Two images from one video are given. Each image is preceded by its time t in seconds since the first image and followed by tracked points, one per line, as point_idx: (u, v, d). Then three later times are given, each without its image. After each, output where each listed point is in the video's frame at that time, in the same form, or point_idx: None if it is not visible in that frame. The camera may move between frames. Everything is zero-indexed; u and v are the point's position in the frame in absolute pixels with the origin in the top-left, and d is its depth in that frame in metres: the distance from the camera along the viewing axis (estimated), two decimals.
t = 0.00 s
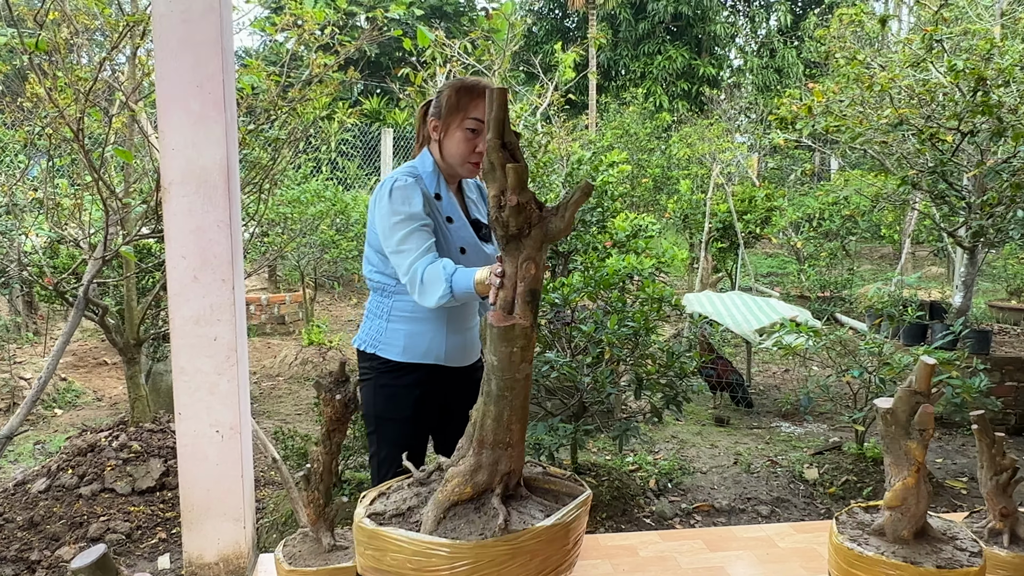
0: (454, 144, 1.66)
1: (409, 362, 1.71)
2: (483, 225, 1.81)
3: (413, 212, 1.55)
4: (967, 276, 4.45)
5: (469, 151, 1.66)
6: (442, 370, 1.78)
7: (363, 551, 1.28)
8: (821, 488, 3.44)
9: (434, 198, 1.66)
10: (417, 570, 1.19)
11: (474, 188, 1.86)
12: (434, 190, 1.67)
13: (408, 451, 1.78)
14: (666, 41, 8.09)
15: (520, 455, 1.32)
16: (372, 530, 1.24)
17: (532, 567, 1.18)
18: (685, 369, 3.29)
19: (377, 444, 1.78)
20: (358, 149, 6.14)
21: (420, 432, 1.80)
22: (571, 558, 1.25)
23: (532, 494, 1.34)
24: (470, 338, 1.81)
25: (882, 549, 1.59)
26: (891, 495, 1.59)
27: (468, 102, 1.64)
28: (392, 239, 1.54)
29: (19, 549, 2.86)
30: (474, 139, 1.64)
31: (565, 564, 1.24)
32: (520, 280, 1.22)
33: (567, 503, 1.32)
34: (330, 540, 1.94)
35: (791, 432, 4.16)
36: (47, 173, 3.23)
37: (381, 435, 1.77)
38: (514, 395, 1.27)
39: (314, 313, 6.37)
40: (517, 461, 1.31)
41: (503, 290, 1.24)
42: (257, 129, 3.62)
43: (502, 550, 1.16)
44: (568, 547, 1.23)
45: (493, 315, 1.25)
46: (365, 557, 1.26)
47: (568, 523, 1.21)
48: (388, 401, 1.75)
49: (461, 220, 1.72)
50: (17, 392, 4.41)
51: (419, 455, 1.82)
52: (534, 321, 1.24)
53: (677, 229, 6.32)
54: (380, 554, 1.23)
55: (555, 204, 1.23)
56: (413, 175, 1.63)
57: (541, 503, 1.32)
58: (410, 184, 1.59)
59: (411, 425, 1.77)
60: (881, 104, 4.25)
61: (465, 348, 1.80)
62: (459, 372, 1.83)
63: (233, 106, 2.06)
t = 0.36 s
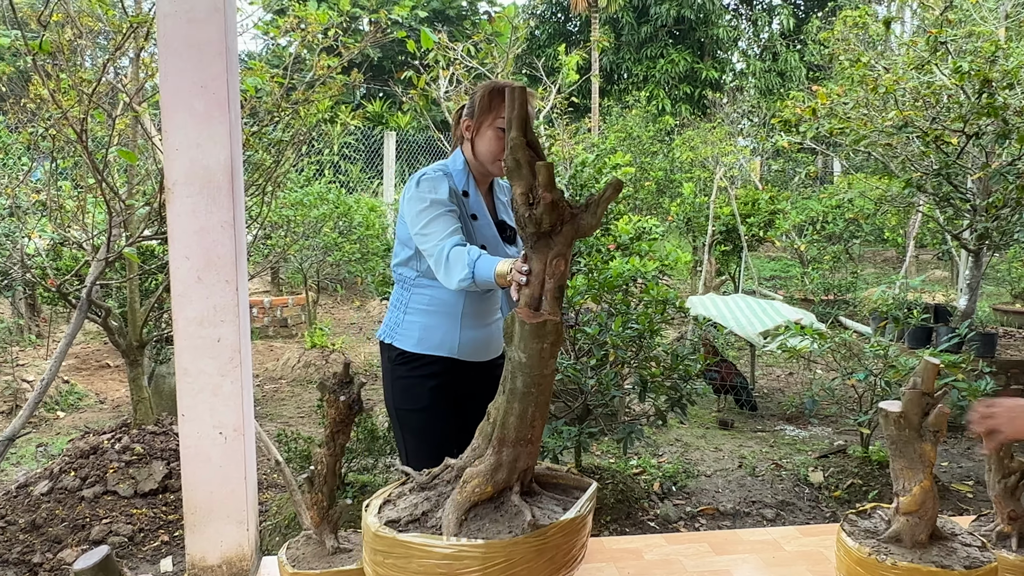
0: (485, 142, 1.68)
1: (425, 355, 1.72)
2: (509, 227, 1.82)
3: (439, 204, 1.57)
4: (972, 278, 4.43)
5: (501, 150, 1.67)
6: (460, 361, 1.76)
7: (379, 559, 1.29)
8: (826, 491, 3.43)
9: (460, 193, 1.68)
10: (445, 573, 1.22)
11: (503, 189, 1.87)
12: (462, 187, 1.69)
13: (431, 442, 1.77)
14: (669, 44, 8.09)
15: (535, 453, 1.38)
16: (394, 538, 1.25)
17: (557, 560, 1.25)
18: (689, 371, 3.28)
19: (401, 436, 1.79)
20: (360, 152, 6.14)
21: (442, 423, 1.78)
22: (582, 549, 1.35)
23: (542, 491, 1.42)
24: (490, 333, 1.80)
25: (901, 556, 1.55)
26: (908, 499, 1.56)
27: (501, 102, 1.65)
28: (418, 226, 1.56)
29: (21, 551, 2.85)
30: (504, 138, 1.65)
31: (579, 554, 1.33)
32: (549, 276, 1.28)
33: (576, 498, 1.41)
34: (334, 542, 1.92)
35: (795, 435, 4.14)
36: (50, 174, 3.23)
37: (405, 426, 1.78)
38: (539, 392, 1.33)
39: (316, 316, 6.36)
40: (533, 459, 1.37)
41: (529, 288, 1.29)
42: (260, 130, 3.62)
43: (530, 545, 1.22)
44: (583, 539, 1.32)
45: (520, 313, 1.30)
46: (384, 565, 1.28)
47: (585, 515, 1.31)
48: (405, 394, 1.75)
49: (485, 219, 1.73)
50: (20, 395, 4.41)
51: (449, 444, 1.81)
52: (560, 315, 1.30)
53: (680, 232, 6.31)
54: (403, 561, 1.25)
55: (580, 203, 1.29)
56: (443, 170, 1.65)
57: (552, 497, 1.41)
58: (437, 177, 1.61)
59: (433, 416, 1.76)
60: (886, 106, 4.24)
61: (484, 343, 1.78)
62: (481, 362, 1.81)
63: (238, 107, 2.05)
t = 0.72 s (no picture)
0: (492, 140, 1.68)
1: (436, 355, 1.72)
2: (518, 224, 1.83)
3: (449, 203, 1.57)
4: (979, 280, 4.42)
5: (508, 146, 1.67)
6: (471, 360, 1.76)
7: (405, 562, 1.26)
8: (832, 492, 3.42)
9: (469, 192, 1.68)
10: (480, 569, 1.22)
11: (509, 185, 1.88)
12: (472, 185, 1.69)
13: (440, 441, 1.79)
14: (675, 47, 8.10)
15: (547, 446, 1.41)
16: (428, 539, 1.23)
17: (579, 544, 1.32)
18: (695, 371, 3.27)
19: (412, 434, 1.80)
20: (366, 154, 6.15)
21: (452, 422, 1.79)
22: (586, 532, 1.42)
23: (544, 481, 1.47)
24: (500, 331, 1.80)
25: (923, 557, 1.50)
26: (925, 499, 1.53)
27: (505, 98, 1.65)
28: (430, 228, 1.56)
29: (27, 550, 2.86)
30: (512, 136, 1.66)
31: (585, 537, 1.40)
32: (576, 270, 1.30)
33: (579, 486, 1.47)
34: (339, 541, 1.91)
35: (801, 436, 4.13)
36: (58, 175, 3.24)
37: (414, 425, 1.78)
38: (564, 383, 1.34)
39: (322, 317, 6.37)
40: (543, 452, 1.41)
41: (555, 280, 1.31)
42: (267, 130, 3.64)
43: (560, 532, 1.27)
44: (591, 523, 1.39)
45: (548, 306, 1.31)
46: (411, 568, 1.25)
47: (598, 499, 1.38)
48: (416, 392, 1.76)
49: (495, 217, 1.73)
50: (27, 394, 4.42)
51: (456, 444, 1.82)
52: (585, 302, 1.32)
53: (685, 234, 6.30)
54: (437, 562, 1.23)
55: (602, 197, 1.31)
56: (452, 169, 1.66)
57: (559, 485, 1.48)
58: (448, 175, 1.61)
59: (443, 415, 1.77)
60: (892, 107, 4.24)
61: (494, 341, 1.78)
62: (492, 359, 1.81)
63: (244, 106, 2.06)
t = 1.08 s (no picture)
0: (501, 139, 1.68)
1: (448, 354, 1.73)
2: (526, 219, 1.84)
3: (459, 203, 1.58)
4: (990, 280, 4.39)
5: (517, 145, 1.68)
6: (484, 357, 1.76)
7: (440, 564, 1.22)
8: (841, 493, 3.41)
9: (479, 190, 1.68)
10: (523, 563, 1.22)
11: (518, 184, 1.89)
12: (480, 183, 1.69)
13: (453, 437, 1.79)
14: (683, 48, 8.09)
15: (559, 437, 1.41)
16: (468, 536, 1.21)
17: (597, 528, 1.36)
18: (704, 372, 3.27)
19: (425, 432, 1.81)
20: (375, 155, 6.17)
21: (465, 419, 1.79)
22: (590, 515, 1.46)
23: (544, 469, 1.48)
24: (511, 327, 1.80)
25: (947, 562, 1.44)
26: (943, 502, 1.44)
27: (513, 96, 1.65)
28: (440, 230, 1.57)
29: (38, 547, 2.88)
30: (520, 135, 1.66)
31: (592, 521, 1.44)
32: (596, 262, 1.31)
33: (575, 471, 1.50)
34: (349, 539, 1.91)
35: (810, 437, 4.12)
36: (69, 175, 3.25)
37: (427, 422, 1.79)
38: (584, 373, 1.35)
39: (331, 318, 6.38)
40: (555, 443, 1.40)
41: (578, 273, 1.31)
42: (275, 130, 3.65)
43: (587, 519, 1.29)
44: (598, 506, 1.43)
45: (572, 297, 1.31)
46: (450, 568, 1.22)
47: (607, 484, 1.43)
48: (429, 391, 1.76)
49: (505, 214, 1.73)
50: (38, 393, 4.45)
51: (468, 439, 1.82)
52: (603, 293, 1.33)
53: (693, 234, 6.29)
54: (478, 558, 1.21)
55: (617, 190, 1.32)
56: (461, 168, 1.66)
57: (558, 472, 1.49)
58: (457, 176, 1.61)
59: (456, 412, 1.77)
60: (902, 107, 4.22)
61: (506, 337, 1.78)
62: (503, 356, 1.81)
63: (254, 105, 2.07)
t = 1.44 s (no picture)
0: (511, 141, 1.68)
1: (455, 353, 1.73)
2: (534, 219, 1.83)
3: (459, 210, 1.59)
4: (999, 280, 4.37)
5: (527, 148, 1.68)
6: (491, 356, 1.76)
7: (482, 565, 1.19)
8: (850, 493, 3.40)
9: (485, 189, 1.68)
10: (563, 553, 1.22)
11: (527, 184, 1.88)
12: (488, 182, 1.69)
13: (461, 434, 1.79)
14: (690, 48, 8.08)
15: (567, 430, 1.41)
16: (510, 533, 1.19)
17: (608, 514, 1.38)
18: (712, 371, 3.25)
19: (433, 429, 1.81)
20: (382, 155, 6.17)
21: (473, 417, 1.79)
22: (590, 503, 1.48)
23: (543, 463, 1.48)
24: (518, 326, 1.80)
25: (961, 565, 1.41)
26: (959, 505, 1.44)
27: (526, 99, 1.65)
28: (440, 237, 1.58)
29: (48, 545, 2.89)
30: (531, 139, 1.66)
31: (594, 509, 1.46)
32: (608, 258, 1.31)
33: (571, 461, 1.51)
34: (357, 537, 1.91)
35: (819, 438, 4.11)
36: (78, 175, 3.26)
37: (436, 419, 1.79)
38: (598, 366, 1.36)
39: (338, 318, 6.39)
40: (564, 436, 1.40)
41: (592, 268, 1.31)
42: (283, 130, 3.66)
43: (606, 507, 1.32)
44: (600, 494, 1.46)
45: (590, 292, 1.31)
46: (491, 568, 1.19)
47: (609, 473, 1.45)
48: (437, 388, 1.76)
49: (512, 213, 1.73)
50: (47, 392, 4.47)
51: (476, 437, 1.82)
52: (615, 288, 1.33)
53: (700, 235, 6.28)
54: (520, 554, 1.19)
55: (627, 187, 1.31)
56: (467, 168, 1.66)
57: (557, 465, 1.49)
58: (460, 179, 1.62)
59: (463, 410, 1.77)
60: (911, 107, 4.20)
61: (513, 336, 1.78)
62: (512, 355, 1.81)
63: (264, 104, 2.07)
